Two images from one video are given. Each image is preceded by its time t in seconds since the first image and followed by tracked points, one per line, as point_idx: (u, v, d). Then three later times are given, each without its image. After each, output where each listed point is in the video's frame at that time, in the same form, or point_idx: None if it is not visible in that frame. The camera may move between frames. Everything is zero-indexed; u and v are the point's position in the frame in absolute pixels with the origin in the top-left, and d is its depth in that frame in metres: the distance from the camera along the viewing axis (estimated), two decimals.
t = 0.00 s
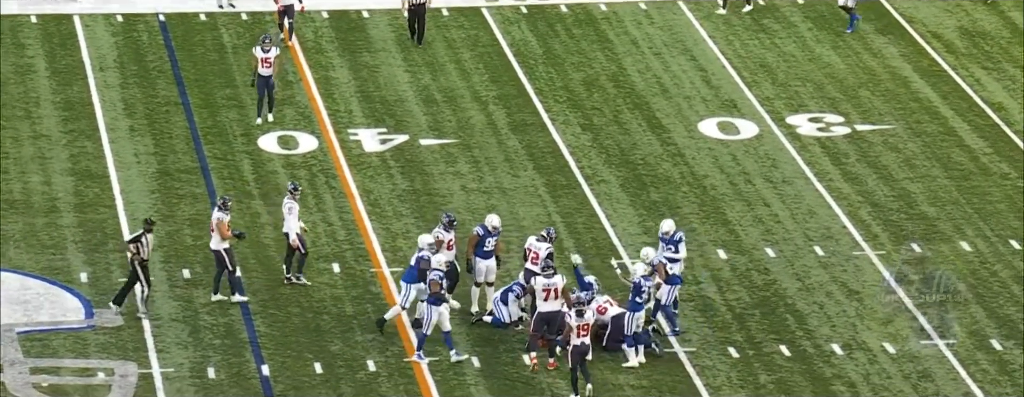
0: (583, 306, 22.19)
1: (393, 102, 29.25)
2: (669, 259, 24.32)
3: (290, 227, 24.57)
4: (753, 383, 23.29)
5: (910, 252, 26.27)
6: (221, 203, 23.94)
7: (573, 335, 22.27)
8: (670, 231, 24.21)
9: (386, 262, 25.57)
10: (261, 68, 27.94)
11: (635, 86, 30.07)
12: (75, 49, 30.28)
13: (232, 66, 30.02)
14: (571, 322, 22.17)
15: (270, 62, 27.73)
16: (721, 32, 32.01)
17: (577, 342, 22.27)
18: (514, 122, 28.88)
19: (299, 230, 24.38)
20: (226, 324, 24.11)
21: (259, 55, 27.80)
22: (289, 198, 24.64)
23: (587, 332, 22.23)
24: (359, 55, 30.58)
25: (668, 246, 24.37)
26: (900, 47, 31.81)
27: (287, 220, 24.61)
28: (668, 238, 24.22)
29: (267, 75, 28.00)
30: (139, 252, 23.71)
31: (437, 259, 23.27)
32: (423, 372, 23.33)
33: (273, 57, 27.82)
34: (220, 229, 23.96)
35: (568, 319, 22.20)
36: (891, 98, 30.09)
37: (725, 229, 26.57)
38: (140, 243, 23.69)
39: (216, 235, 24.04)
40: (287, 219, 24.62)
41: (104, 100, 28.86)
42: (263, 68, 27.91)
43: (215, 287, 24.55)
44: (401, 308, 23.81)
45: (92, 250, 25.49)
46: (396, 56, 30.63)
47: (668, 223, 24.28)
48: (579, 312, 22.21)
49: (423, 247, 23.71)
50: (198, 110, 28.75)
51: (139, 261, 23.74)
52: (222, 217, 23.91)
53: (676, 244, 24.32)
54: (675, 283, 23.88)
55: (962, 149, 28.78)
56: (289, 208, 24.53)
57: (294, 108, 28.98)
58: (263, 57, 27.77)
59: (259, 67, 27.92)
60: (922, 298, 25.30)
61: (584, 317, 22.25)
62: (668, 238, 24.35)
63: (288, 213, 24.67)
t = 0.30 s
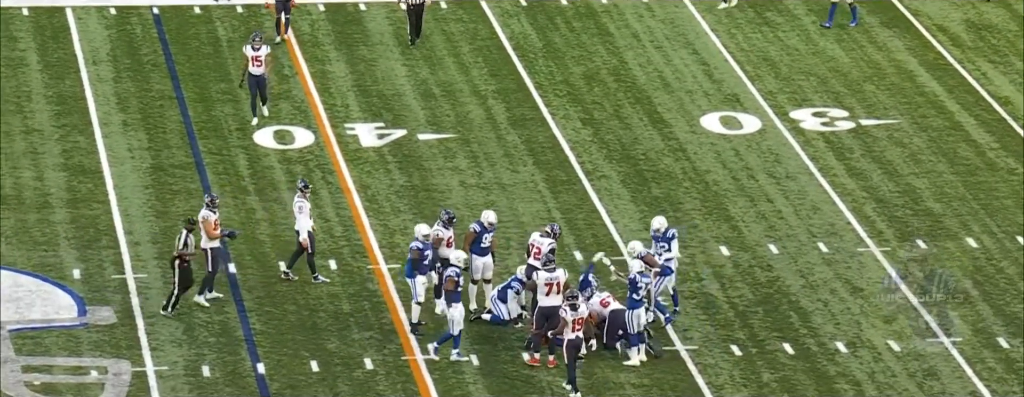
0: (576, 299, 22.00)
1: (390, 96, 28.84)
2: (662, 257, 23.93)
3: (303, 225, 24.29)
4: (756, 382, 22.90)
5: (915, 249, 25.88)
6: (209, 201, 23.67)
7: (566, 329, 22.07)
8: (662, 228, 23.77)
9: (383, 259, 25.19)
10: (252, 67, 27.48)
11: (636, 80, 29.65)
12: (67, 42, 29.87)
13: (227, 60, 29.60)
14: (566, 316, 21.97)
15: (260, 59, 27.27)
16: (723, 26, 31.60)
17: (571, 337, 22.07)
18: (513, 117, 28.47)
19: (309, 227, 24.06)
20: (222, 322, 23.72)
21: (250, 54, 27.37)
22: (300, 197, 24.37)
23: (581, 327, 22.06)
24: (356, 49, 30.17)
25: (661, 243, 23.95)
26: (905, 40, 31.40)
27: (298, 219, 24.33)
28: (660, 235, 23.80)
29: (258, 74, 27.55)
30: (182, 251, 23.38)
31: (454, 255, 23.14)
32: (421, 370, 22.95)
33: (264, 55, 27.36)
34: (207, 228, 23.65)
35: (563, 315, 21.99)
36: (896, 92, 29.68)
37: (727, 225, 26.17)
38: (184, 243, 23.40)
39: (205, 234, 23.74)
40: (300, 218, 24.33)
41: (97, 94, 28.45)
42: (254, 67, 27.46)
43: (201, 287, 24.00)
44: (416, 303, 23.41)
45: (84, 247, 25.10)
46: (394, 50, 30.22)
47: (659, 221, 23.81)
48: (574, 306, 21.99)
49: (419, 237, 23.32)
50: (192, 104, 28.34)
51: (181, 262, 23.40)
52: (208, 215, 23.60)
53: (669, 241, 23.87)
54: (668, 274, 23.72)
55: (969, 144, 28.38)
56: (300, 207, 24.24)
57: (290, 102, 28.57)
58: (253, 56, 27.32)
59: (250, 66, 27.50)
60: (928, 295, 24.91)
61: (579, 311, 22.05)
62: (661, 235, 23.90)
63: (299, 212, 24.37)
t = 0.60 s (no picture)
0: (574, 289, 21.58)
1: (386, 85, 28.30)
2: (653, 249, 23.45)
3: (310, 215, 23.76)
4: (759, 377, 22.36)
5: (922, 241, 25.34)
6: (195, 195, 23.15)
7: (561, 318, 21.66)
8: (648, 219, 23.34)
9: (379, 252, 24.66)
10: (243, 61, 26.79)
11: (638, 69, 29.10)
12: (57, 30, 29.33)
13: (220, 48, 29.06)
14: (561, 304, 21.56)
15: (252, 52, 26.64)
16: (727, 13, 31.06)
17: (565, 326, 21.65)
18: (512, 106, 27.92)
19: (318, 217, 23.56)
20: (214, 316, 23.19)
21: (240, 47, 26.73)
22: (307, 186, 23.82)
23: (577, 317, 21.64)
24: (352, 37, 29.62)
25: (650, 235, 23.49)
26: (912, 28, 30.85)
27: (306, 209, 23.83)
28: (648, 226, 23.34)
29: (249, 68, 26.85)
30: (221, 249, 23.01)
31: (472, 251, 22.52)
32: (417, 365, 22.41)
33: (255, 49, 26.74)
34: (193, 223, 23.12)
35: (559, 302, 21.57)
36: (903, 81, 29.13)
37: (731, 217, 25.62)
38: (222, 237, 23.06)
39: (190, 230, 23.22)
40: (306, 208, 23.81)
41: (88, 83, 27.91)
42: (245, 60, 26.79)
43: (188, 284, 23.48)
44: (419, 300, 22.86)
45: (74, 239, 24.56)
46: (390, 38, 29.68)
47: (645, 212, 23.38)
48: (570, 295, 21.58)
49: (416, 233, 22.83)
50: (184, 93, 27.80)
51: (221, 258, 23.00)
52: (194, 210, 23.08)
53: (658, 232, 23.42)
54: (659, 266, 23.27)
55: (977, 134, 27.84)
56: (307, 197, 23.73)
57: (284, 91, 28.02)
58: (244, 49, 26.68)
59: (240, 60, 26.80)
60: (935, 288, 24.37)
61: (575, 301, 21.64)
62: (648, 227, 23.48)
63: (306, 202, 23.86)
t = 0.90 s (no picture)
0: (565, 278, 20.92)
1: (379, 71, 27.66)
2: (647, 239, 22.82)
3: (312, 204, 23.22)
4: (761, 370, 21.75)
5: (928, 230, 24.72)
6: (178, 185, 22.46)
7: (551, 307, 21.02)
8: (640, 207, 22.80)
9: (372, 242, 24.03)
10: (230, 51, 26.13)
11: (636, 55, 28.47)
12: (42, 15, 28.67)
13: (209, 33, 28.41)
14: (551, 292, 20.92)
15: (241, 41, 26.03)
16: None
17: (556, 315, 21.00)
18: (508, 93, 27.29)
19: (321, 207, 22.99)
20: (203, 308, 22.57)
21: (227, 36, 26.12)
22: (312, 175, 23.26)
23: (567, 306, 20.98)
24: (344, 22, 28.98)
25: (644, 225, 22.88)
26: (918, 13, 30.22)
27: (309, 198, 23.24)
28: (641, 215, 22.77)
29: (237, 58, 26.20)
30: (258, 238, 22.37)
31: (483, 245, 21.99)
32: (411, 358, 21.79)
33: (242, 38, 26.13)
34: (176, 214, 22.50)
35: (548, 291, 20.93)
36: (908, 67, 28.50)
37: (732, 206, 24.99)
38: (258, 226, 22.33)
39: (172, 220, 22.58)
40: (309, 197, 23.25)
41: (72, 68, 27.26)
42: (233, 50, 26.13)
43: (175, 275, 22.86)
44: (413, 290, 22.23)
45: (58, 228, 23.92)
46: (383, 23, 29.05)
47: (637, 200, 22.83)
48: (561, 283, 20.91)
49: (416, 222, 22.21)
50: (172, 79, 27.16)
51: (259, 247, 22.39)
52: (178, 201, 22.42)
53: (651, 221, 22.80)
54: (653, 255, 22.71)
55: (984, 121, 27.22)
56: (310, 185, 23.15)
57: (274, 77, 27.38)
58: (232, 38, 26.07)
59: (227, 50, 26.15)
60: (941, 279, 23.76)
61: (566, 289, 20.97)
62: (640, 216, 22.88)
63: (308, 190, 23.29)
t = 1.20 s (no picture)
0: (551, 268, 20.36)
1: (370, 57, 26.98)
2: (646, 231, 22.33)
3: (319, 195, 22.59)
4: (763, 364, 21.07)
5: (934, 221, 24.05)
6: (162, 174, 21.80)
7: (538, 299, 20.46)
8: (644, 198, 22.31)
9: (363, 233, 23.36)
10: (214, 42, 25.27)
11: (635, 40, 27.78)
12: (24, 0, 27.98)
13: (196, 19, 27.71)
14: (534, 283, 20.39)
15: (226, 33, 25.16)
16: None
17: (542, 306, 20.42)
18: (503, 80, 26.60)
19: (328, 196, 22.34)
20: (189, 301, 21.89)
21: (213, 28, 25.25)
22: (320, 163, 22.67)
23: (553, 296, 20.37)
24: (334, 8, 28.29)
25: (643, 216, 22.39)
26: None
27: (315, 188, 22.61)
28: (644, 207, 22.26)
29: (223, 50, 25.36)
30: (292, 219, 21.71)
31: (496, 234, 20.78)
32: (403, 352, 21.11)
33: (227, 29, 25.28)
34: (159, 203, 21.87)
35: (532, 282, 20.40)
36: (914, 52, 27.83)
37: (732, 196, 24.31)
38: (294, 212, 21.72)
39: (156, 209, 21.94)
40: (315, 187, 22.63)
41: (54, 54, 26.57)
42: (218, 42, 25.28)
43: (159, 268, 22.16)
44: (408, 282, 21.55)
45: (40, 219, 23.23)
46: (374, 8, 28.37)
47: (641, 190, 22.33)
48: (545, 274, 20.37)
49: (417, 211, 21.47)
50: (157, 65, 26.47)
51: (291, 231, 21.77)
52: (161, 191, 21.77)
53: (652, 212, 22.31)
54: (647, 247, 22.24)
55: (992, 108, 26.55)
56: (320, 174, 22.57)
57: (262, 63, 26.69)
58: (217, 29, 25.19)
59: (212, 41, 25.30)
60: (948, 270, 23.08)
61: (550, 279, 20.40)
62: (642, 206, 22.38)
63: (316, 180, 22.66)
